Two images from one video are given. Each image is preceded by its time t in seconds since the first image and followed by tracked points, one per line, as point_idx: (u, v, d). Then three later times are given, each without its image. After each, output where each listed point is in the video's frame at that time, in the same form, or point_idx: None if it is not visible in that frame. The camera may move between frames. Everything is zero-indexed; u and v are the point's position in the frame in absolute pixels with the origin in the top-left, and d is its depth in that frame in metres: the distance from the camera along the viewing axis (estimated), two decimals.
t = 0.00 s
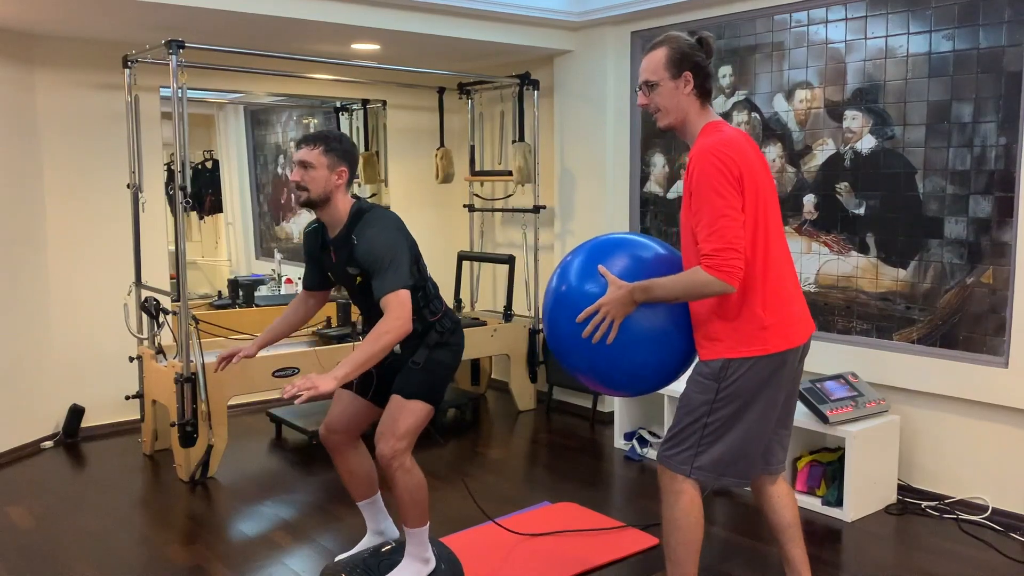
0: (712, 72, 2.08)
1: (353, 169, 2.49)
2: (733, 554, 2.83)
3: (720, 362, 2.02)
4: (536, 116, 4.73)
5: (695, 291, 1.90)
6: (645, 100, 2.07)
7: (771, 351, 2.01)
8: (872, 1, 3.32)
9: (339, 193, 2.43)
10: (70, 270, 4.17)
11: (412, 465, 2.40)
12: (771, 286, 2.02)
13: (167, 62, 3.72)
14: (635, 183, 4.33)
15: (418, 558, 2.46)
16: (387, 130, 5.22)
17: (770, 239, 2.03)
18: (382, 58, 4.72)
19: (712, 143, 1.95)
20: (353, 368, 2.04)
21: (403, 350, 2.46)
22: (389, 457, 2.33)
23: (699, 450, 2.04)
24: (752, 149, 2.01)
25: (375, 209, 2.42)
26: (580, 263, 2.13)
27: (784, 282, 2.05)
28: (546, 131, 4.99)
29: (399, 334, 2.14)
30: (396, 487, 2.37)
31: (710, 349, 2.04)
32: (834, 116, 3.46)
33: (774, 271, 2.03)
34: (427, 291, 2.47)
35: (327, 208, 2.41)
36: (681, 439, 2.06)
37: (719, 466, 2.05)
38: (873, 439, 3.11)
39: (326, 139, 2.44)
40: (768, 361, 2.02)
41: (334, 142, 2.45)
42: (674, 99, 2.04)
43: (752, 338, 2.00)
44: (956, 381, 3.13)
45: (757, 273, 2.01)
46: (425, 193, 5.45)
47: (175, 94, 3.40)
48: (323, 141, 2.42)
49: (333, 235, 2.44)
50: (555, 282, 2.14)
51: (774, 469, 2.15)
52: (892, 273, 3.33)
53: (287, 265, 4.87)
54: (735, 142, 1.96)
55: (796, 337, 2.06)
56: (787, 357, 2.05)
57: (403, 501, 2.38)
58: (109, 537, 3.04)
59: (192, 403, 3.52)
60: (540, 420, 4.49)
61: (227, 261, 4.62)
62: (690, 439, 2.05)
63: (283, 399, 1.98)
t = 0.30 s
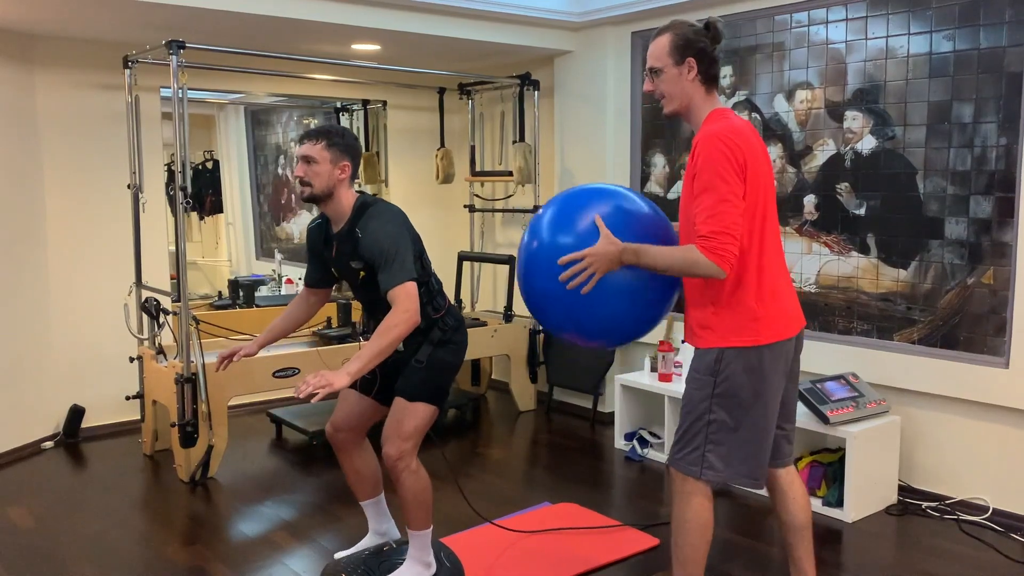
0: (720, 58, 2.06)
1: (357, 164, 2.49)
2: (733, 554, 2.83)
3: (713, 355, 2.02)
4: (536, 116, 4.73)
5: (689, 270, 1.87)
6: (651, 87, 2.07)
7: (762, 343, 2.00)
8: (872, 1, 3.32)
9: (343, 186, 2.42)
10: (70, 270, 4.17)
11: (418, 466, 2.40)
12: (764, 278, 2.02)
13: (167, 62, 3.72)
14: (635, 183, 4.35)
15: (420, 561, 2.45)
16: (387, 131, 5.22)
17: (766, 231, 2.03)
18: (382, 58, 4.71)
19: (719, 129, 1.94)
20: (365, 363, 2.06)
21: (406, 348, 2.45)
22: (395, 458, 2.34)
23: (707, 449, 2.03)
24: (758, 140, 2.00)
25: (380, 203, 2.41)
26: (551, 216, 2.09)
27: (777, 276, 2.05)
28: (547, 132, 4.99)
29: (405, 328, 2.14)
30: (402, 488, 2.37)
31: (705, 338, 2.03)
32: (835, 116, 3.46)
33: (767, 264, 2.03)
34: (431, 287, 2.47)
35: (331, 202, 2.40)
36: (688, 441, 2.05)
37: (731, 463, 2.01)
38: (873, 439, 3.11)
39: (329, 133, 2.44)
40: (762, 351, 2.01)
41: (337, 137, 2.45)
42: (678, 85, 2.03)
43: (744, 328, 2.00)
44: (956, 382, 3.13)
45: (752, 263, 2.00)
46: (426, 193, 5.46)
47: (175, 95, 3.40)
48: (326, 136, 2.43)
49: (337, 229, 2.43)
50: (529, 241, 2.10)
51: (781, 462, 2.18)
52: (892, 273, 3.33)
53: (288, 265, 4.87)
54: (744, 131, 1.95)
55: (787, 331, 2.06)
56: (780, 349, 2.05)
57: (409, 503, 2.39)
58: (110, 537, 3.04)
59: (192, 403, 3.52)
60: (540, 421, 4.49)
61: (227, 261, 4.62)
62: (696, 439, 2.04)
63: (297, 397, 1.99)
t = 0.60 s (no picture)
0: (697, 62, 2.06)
1: (363, 167, 2.50)
2: (733, 554, 2.83)
3: (703, 359, 2.03)
4: (537, 117, 4.73)
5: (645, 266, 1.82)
6: (629, 90, 2.06)
7: (751, 347, 2.01)
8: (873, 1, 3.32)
9: (351, 191, 2.44)
10: (71, 271, 4.17)
11: (421, 469, 2.40)
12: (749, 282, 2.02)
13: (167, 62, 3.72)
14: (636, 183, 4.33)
15: (421, 563, 2.45)
16: (387, 131, 5.22)
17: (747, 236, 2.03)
18: (383, 58, 4.71)
19: (696, 134, 1.93)
20: (364, 365, 2.06)
21: (411, 351, 2.46)
22: (398, 460, 2.34)
23: (690, 450, 2.03)
24: (733, 144, 2.00)
25: (387, 206, 2.42)
26: (501, 162, 2.03)
27: (760, 279, 2.06)
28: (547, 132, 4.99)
29: (412, 328, 2.16)
30: (404, 490, 2.37)
31: (696, 343, 2.04)
32: (835, 116, 3.46)
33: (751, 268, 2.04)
34: (437, 291, 2.47)
35: (339, 205, 2.43)
36: (672, 442, 2.06)
37: (714, 464, 2.02)
38: (874, 438, 3.11)
39: (336, 136, 2.44)
40: (752, 355, 2.02)
41: (344, 139, 2.45)
42: (654, 89, 2.02)
43: (733, 334, 2.00)
44: (957, 382, 3.13)
45: (735, 268, 2.00)
46: (426, 193, 5.46)
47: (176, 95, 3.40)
48: (333, 138, 2.43)
49: (344, 231, 2.45)
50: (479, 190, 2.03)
51: (771, 465, 2.18)
52: (893, 273, 3.33)
53: (288, 266, 4.87)
54: (719, 136, 1.94)
55: (775, 334, 2.07)
56: (767, 352, 2.05)
57: (412, 505, 2.38)
58: (110, 537, 3.04)
59: (192, 403, 3.51)
60: (540, 421, 4.49)
61: (228, 261, 4.62)
62: (680, 440, 2.05)
63: (295, 398, 1.99)
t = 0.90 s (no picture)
0: (688, 60, 2.06)
1: (347, 187, 2.49)
2: (734, 555, 2.84)
3: (698, 359, 2.03)
4: (537, 118, 4.73)
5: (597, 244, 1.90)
6: (620, 93, 2.07)
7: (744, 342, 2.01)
8: (874, 2, 3.32)
9: (332, 210, 2.43)
10: (72, 271, 4.18)
11: (415, 460, 2.39)
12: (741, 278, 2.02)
13: (168, 63, 3.72)
14: (636, 184, 4.32)
15: (418, 554, 2.46)
16: (388, 131, 5.22)
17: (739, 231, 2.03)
18: (384, 58, 4.71)
19: (693, 131, 1.94)
20: (351, 391, 2.06)
21: (410, 356, 2.48)
22: (391, 450, 2.33)
23: (689, 451, 2.03)
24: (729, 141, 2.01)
25: (361, 225, 2.40)
26: (462, 155, 2.07)
27: (752, 274, 2.06)
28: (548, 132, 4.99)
29: (390, 348, 2.15)
30: (398, 481, 2.36)
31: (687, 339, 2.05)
32: (836, 117, 3.46)
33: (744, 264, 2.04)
34: (429, 295, 2.45)
35: (318, 224, 2.43)
36: (670, 443, 2.06)
37: (713, 465, 2.02)
38: (876, 438, 3.11)
39: (321, 155, 2.44)
40: (748, 352, 2.02)
41: (328, 160, 2.44)
42: (646, 91, 2.03)
43: (725, 328, 2.01)
44: (958, 383, 3.13)
45: (725, 263, 2.01)
46: (426, 193, 5.46)
47: (177, 95, 3.40)
48: (316, 158, 2.43)
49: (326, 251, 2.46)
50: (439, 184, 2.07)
51: (768, 464, 2.18)
52: (894, 274, 3.33)
53: (289, 266, 4.85)
54: (716, 135, 1.96)
55: (770, 329, 2.06)
56: (763, 347, 2.05)
57: (404, 496, 2.38)
58: (111, 537, 3.04)
59: (194, 403, 3.51)
60: (541, 422, 4.49)
61: (229, 262, 4.63)
62: (678, 441, 2.05)
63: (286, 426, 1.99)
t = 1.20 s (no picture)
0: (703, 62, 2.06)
1: (330, 193, 2.48)
2: (734, 555, 2.83)
3: (706, 360, 2.03)
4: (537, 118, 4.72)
5: (666, 281, 1.92)
6: (635, 94, 2.07)
7: (755, 347, 2.01)
8: (874, 3, 3.32)
9: (316, 217, 2.43)
10: (72, 271, 4.18)
11: (414, 462, 2.39)
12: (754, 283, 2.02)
13: (168, 64, 3.72)
14: (636, 185, 4.32)
15: (417, 555, 2.46)
16: (388, 132, 5.22)
17: (755, 235, 2.02)
18: (384, 59, 4.72)
19: (706, 136, 1.94)
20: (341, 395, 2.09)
21: (409, 356, 2.47)
22: (392, 453, 2.32)
23: (696, 452, 2.04)
24: (744, 144, 2.01)
25: (349, 227, 2.40)
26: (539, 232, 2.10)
27: (767, 278, 2.05)
28: (548, 133, 4.99)
29: (384, 349, 2.15)
30: (398, 484, 2.36)
31: (697, 344, 2.05)
32: (836, 118, 3.46)
33: (758, 269, 2.03)
34: (422, 294, 2.46)
35: (304, 233, 2.43)
36: (678, 444, 2.06)
37: (720, 467, 2.02)
38: (876, 439, 3.11)
39: (298, 164, 2.43)
40: (756, 356, 2.02)
41: (306, 168, 2.43)
42: (659, 92, 2.04)
43: (737, 334, 2.00)
44: (959, 383, 3.13)
45: (740, 268, 2.00)
46: (426, 194, 5.46)
47: (177, 95, 3.39)
48: (294, 167, 2.42)
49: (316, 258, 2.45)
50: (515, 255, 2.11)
51: (773, 466, 2.18)
52: (894, 275, 3.33)
53: (289, 266, 4.84)
54: (730, 138, 1.95)
55: (781, 333, 2.06)
56: (773, 352, 2.05)
57: (404, 498, 2.37)
58: (111, 537, 3.04)
59: (194, 404, 3.51)
60: (541, 422, 4.49)
61: (229, 262, 4.63)
62: (686, 442, 2.05)
63: (275, 427, 2.03)
